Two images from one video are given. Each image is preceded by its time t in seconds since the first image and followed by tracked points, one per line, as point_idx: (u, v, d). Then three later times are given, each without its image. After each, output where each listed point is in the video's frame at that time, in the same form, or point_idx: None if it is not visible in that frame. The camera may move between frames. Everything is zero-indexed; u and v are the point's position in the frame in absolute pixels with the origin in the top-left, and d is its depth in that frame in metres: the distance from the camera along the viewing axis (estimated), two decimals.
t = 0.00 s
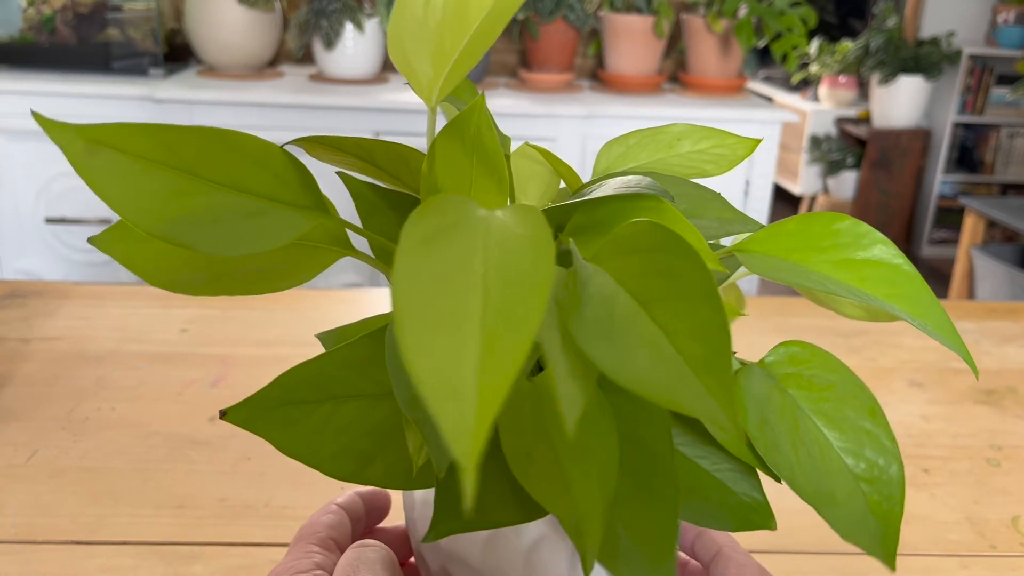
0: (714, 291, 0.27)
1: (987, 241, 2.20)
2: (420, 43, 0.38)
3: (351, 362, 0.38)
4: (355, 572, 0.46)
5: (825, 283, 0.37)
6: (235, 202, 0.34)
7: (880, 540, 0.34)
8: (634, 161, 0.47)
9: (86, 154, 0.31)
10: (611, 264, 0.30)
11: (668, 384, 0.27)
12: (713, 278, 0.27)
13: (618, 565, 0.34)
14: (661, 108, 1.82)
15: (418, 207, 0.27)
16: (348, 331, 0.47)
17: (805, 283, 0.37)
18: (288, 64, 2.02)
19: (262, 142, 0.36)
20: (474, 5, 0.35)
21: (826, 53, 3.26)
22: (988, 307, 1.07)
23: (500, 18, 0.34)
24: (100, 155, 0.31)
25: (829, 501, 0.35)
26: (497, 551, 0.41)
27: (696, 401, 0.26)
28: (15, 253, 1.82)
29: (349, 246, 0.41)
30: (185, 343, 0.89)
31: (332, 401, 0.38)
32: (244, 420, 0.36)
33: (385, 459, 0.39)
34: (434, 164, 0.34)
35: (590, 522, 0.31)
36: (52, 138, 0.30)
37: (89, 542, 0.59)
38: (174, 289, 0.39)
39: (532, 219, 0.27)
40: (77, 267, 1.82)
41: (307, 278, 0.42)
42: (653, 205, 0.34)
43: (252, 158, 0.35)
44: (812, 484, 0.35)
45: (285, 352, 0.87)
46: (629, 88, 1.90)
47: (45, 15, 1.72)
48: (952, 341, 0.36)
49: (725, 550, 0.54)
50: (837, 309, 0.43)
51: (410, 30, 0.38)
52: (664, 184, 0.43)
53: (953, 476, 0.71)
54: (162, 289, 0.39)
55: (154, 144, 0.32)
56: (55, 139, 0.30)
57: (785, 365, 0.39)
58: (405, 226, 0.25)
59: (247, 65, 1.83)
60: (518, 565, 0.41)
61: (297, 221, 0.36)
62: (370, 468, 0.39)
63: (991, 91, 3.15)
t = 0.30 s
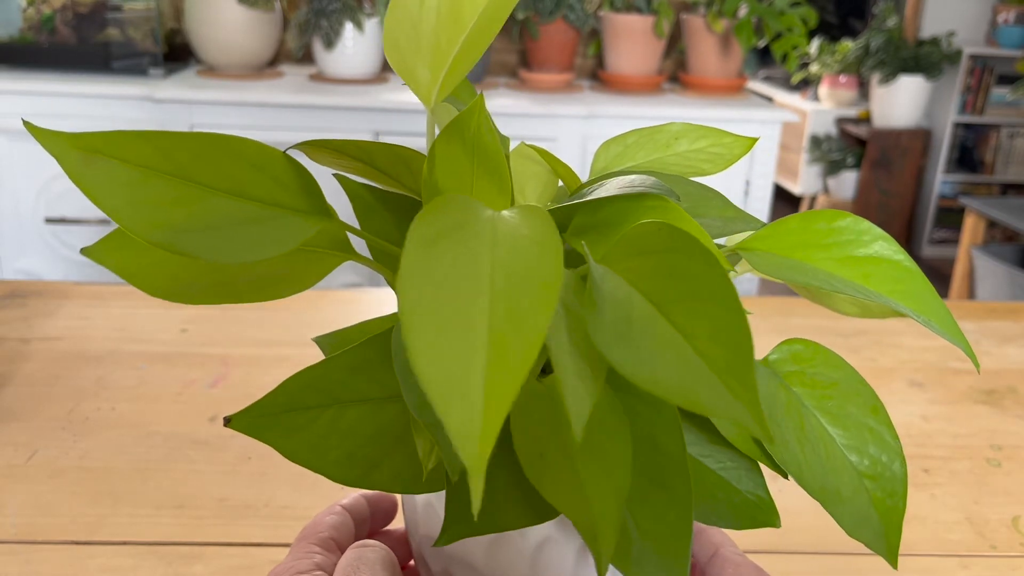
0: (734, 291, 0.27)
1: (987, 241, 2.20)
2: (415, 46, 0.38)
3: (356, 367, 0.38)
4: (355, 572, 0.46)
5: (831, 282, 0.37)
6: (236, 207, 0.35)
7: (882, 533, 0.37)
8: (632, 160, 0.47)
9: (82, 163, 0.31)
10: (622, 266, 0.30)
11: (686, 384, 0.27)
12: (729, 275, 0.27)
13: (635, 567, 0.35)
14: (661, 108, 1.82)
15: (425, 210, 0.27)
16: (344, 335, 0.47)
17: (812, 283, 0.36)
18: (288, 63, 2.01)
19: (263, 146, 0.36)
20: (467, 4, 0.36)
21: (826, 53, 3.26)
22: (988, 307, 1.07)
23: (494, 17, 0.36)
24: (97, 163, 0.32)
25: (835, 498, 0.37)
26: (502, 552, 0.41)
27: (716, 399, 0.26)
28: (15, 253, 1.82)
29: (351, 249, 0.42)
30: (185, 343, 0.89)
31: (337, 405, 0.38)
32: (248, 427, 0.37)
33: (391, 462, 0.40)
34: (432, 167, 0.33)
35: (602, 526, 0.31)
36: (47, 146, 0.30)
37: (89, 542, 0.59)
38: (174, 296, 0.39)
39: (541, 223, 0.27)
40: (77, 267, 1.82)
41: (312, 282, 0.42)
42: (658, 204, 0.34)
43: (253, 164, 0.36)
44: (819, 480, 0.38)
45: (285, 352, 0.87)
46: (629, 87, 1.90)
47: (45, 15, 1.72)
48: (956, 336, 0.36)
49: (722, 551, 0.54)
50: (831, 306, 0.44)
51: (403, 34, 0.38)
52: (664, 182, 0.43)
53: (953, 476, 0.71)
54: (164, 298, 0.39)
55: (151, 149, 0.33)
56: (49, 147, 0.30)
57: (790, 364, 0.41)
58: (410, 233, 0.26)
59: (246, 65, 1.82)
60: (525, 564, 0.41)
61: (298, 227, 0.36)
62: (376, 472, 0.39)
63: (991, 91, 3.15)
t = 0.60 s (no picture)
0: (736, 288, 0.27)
1: (987, 241, 2.20)
2: (419, 45, 0.39)
3: (354, 366, 0.38)
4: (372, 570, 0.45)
5: (831, 281, 0.37)
6: (236, 206, 0.35)
7: (883, 533, 0.37)
8: (632, 160, 0.47)
9: (81, 161, 0.32)
10: (625, 266, 0.31)
11: (694, 384, 0.27)
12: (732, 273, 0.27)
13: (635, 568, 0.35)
14: (661, 108, 1.81)
15: (430, 213, 0.28)
16: (344, 335, 0.47)
17: (811, 282, 0.36)
18: (288, 63, 2.01)
19: (264, 145, 0.36)
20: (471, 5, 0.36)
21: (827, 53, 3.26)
22: (989, 307, 1.07)
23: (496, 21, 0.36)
24: (96, 162, 0.32)
25: (836, 498, 0.37)
26: (502, 552, 0.41)
27: (726, 398, 0.26)
28: (15, 252, 1.82)
29: (351, 250, 0.41)
30: (185, 343, 0.89)
31: (337, 405, 0.38)
32: (246, 427, 0.37)
33: (391, 464, 0.40)
34: (435, 165, 0.33)
35: (606, 526, 0.32)
36: (47, 143, 0.31)
37: (89, 542, 0.59)
38: (174, 301, 0.39)
39: (547, 226, 0.28)
40: (77, 266, 1.82)
41: (313, 283, 0.42)
42: (658, 204, 0.34)
43: (255, 163, 0.36)
44: (820, 480, 0.37)
45: (285, 352, 0.87)
46: (629, 87, 1.90)
47: (45, 15, 1.72)
48: (957, 336, 0.36)
49: (725, 550, 0.54)
50: (832, 305, 0.44)
51: (407, 32, 0.39)
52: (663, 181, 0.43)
53: (953, 476, 0.71)
54: (165, 303, 0.39)
55: (150, 147, 0.33)
56: (49, 143, 0.31)
57: (791, 364, 0.41)
58: (418, 231, 0.26)
59: (246, 65, 1.82)
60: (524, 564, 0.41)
61: (300, 223, 0.36)
62: (376, 473, 0.39)
63: (991, 91, 3.15)
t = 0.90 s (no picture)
0: (745, 290, 0.27)
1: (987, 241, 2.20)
2: (422, 44, 0.39)
3: (353, 365, 0.38)
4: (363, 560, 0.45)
5: (832, 282, 0.37)
6: (236, 205, 0.35)
7: (883, 534, 0.37)
8: (632, 160, 0.47)
9: (81, 160, 0.32)
10: (627, 265, 0.31)
11: (701, 382, 0.27)
12: (739, 274, 0.27)
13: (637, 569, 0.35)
14: (661, 108, 1.81)
15: (437, 212, 0.28)
16: (345, 335, 0.47)
17: (812, 282, 0.36)
18: (287, 63, 2.01)
19: (267, 147, 0.36)
20: (474, 7, 0.37)
21: (827, 53, 3.26)
22: (989, 307, 1.07)
23: (500, 22, 0.36)
24: (97, 161, 0.32)
25: (835, 498, 0.37)
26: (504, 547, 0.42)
27: (735, 396, 0.26)
28: (15, 252, 1.82)
29: (351, 249, 0.41)
30: (185, 343, 0.89)
31: (338, 405, 0.38)
32: (246, 429, 0.37)
33: (393, 465, 0.40)
34: (435, 165, 0.33)
35: (611, 525, 0.32)
36: (46, 142, 0.31)
37: (89, 542, 0.59)
38: (175, 300, 0.39)
39: (554, 225, 0.28)
40: (77, 266, 1.82)
41: (313, 283, 0.42)
42: (658, 204, 0.34)
43: (259, 164, 0.36)
44: (820, 481, 0.37)
45: (284, 352, 0.87)
46: (629, 87, 1.90)
47: (45, 15, 1.71)
48: (958, 337, 0.36)
49: (731, 549, 0.54)
50: (832, 305, 0.43)
51: (410, 32, 0.39)
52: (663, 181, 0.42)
53: (953, 476, 0.71)
54: (163, 301, 0.39)
55: (151, 147, 0.33)
56: (48, 141, 0.31)
57: (791, 364, 0.41)
58: (427, 230, 0.26)
59: (246, 65, 1.82)
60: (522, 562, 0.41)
61: (300, 223, 0.37)
62: (378, 473, 0.39)
63: (991, 91, 3.15)
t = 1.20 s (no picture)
0: (744, 289, 0.27)
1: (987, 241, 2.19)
2: (423, 44, 0.39)
3: (354, 365, 0.38)
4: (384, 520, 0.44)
5: (832, 281, 0.37)
6: (237, 205, 0.35)
7: (884, 534, 0.37)
8: (631, 160, 0.47)
9: (81, 161, 0.32)
10: (627, 264, 0.31)
11: (702, 380, 0.27)
12: (739, 273, 0.27)
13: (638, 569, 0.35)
14: (661, 108, 1.81)
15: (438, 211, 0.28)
16: (345, 335, 0.47)
17: (813, 282, 0.36)
18: (287, 63, 2.01)
19: (266, 145, 0.36)
20: (476, 9, 0.37)
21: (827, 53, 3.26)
22: (989, 307, 1.07)
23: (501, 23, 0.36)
24: (97, 161, 0.32)
25: (836, 498, 0.37)
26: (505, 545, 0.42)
27: (735, 394, 0.26)
28: (15, 253, 1.82)
29: (351, 248, 0.41)
30: (186, 343, 0.89)
31: (339, 406, 0.39)
32: (247, 429, 0.38)
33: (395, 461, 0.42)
34: (435, 165, 0.33)
35: (613, 524, 0.33)
36: (47, 143, 0.31)
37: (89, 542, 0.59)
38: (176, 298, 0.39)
39: (555, 222, 0.28)
40: (77, 266, 1.82)
41: (313, 281, 0.42)
42: (658, 204, 0.34)
43: (258, 163, 0.36)
44: (820, 481, 0.37)
45: (285, 352, 0.87)
46: (628, 87, 1.90)
47: (45, 15, 1.72)
48: (958, 337, 0.36)
49: (732, 548, 0.54)
50: (831, 305, 0.44)
51: (412, 32, 0.39)
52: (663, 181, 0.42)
53: (953, 476, 0.71)
54: (164, 298, 0.39)
55: (152, 146, 0.33)
56: (49, 143, 0.31)
57: (791, 363, 0.41)
58: (429, 232, 0.26)
59: (246, 65, 1.82)
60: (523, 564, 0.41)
61: (299, 223, 0.37)
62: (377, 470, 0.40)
63: (991, 91, 3.15)
